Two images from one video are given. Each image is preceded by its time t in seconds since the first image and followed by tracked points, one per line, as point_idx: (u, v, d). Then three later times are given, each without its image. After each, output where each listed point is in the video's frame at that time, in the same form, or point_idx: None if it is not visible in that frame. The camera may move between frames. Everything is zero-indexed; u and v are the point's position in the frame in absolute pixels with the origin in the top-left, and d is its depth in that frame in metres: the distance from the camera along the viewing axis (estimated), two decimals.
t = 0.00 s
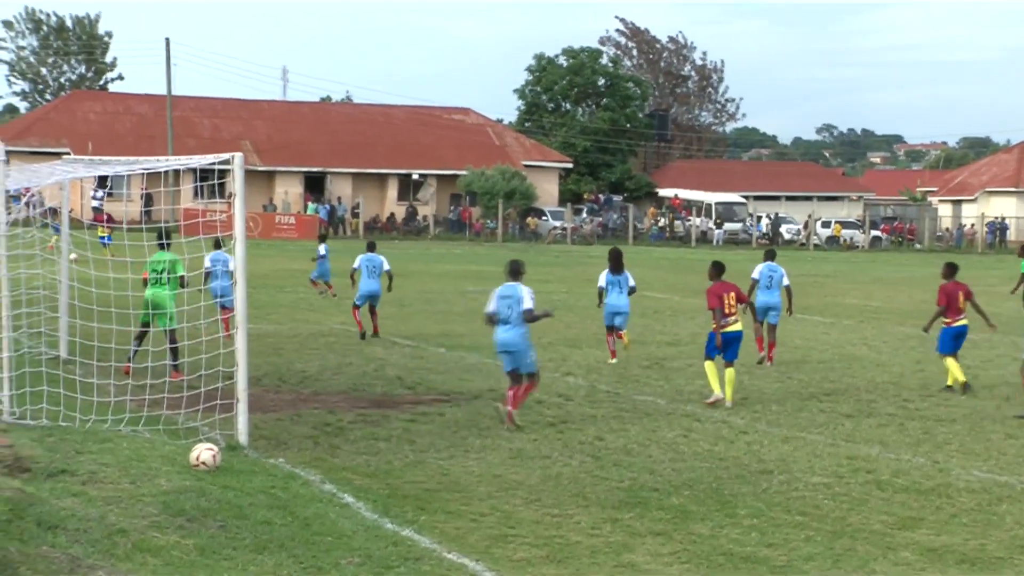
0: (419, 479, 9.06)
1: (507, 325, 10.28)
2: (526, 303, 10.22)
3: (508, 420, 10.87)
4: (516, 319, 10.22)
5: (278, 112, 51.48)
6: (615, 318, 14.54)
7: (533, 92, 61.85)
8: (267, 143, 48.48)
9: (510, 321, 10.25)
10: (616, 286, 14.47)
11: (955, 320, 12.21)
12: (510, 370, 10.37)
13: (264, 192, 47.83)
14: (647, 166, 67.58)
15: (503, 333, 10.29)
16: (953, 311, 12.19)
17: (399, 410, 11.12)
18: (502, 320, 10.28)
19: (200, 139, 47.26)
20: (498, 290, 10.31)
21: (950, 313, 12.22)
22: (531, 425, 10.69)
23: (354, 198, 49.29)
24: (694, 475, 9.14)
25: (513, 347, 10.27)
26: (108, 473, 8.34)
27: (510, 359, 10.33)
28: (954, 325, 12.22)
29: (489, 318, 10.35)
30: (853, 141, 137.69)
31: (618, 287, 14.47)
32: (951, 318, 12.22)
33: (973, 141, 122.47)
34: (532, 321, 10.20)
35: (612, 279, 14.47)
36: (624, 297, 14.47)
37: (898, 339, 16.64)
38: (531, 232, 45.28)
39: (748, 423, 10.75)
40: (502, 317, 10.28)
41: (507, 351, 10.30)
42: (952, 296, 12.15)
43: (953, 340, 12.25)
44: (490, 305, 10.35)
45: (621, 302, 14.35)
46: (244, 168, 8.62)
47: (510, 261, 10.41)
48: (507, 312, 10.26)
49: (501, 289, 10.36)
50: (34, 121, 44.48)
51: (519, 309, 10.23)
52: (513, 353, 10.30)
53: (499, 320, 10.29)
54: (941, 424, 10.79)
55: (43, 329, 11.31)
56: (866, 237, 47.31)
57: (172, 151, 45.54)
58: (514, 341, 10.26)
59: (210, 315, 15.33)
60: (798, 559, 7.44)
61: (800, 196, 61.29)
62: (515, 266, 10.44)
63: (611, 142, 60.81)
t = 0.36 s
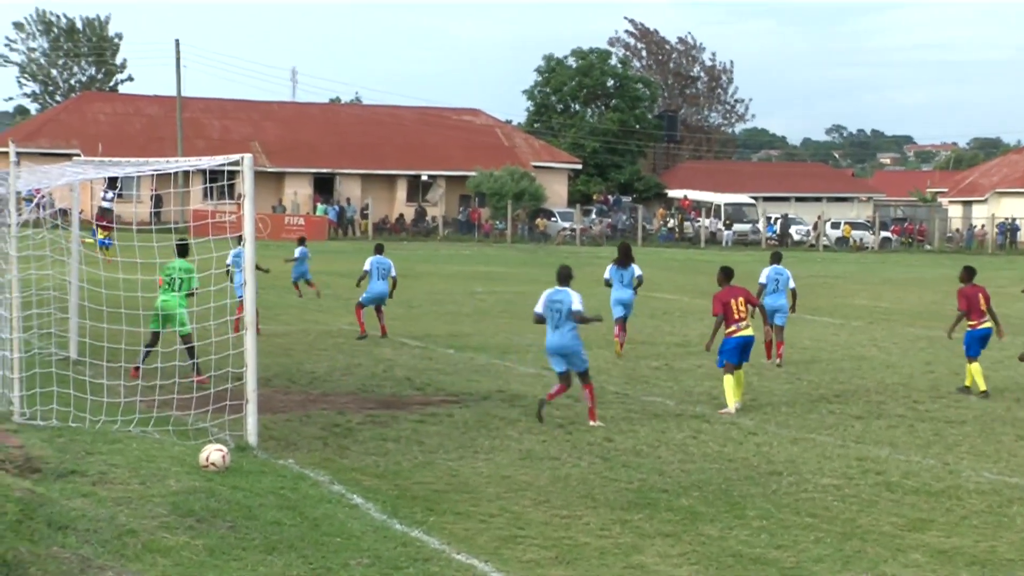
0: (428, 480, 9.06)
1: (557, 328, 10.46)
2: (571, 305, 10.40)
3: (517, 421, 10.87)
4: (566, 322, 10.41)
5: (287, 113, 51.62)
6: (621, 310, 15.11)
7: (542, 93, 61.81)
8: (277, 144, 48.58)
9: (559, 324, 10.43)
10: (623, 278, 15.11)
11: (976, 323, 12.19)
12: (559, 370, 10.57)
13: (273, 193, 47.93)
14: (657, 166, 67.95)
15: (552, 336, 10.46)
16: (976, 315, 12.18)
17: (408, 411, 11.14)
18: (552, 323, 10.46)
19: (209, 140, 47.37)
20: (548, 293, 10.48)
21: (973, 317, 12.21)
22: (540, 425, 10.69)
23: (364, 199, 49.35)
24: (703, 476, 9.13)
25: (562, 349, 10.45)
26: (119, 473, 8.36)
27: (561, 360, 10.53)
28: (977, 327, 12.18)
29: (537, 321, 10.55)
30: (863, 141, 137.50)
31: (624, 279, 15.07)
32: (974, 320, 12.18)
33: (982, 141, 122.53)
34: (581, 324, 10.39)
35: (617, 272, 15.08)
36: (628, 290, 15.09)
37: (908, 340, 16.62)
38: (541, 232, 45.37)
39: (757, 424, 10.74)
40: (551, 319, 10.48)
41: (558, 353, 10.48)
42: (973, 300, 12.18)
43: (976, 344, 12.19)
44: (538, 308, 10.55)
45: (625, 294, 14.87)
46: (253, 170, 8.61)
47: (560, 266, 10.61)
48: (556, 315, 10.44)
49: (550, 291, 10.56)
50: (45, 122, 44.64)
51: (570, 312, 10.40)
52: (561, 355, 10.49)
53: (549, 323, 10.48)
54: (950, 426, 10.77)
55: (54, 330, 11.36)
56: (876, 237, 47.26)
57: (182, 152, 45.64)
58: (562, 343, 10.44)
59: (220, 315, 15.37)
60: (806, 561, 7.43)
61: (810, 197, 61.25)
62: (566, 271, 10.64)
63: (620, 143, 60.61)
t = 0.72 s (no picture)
0: (432, 481, 9.06)
1: (588, 326, 10.69)
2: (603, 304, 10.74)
3: (522, 422, 10.86)
4: (598, 320, 10.66)
5: (293, 114, 51.69)
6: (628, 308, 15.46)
7: (546, 95, 61.86)
8: (282, 144, 48.62)
9: (592, 320, 10.67)
10: (629, 278, 15.42)
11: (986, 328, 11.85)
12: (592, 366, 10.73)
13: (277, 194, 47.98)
14: (661, 166, 67.59)
15: (584, 334, 10.66)
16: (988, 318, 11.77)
17: (413, 412, 11.14)
18: (583, 322, 10.70)
19: (214, 141, 47.44)
20: (575, 292, 10.74)
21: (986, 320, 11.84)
22: (546, 427, 10.68)
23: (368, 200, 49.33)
24: (708, 478, 9.13)
25: (596, 345, 10.60)
26: (124, 474, 8.37)
27: (591, 358, 10.68)
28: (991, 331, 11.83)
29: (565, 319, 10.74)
30: (868, 142, 137.38)
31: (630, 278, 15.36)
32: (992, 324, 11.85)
33: (988, 142, 122.53)
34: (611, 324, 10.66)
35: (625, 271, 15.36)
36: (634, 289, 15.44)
37: (914, 341, 16.60)
38: (545, 233, 45.42)
39: (762, 425, 10.72)
40: (579, 316, 10.72)
41: (591, 350, 10.63)
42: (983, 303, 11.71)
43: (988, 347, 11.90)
44: (566, 307, 10.78)
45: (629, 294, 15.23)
46: (259, 170, 8.61)
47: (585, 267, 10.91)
48: (588, 312, 10.70)
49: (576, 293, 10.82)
50: (50, 123, 44.72)
51: (603, 310, 10.72)
52: (593, 352, 10.63)
53: (578, 320, 10.70)
54: (956, 427, 10.75)
55: (58, 331, 11.37)
56: (881, 239, 47.24)
57: (187, 153, 45.68)
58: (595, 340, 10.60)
59: (224, 316, 15.36)
60: (812, 562, 7.43)
61: (815, 198, 61.21)
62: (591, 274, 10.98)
63: (625, 144, 60.34)
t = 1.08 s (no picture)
0: (432, 482, 9.06)
1: (602, 325, 10.91)
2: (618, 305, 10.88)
3: (522, 423, 10.86)
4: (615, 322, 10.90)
5: (293, 115, 51.71)
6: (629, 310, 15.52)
7: (547, 95, 61.92)
8: (283, 145, 48.63)
9: (606, 321, 10.87)
10: (629, 280, 15.40)
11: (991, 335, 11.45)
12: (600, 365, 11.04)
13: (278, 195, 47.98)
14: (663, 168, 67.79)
15: (598, 334, 10.91)
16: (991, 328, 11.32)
17: (413, 413, 11.13)
18: (598, 322, 10.90)
19: (215, 142, 47.44)
20: (588, 293, 10.92)
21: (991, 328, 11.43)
22: (545, 428, 10.67)
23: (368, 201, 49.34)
24: (708, 479, 9.12)
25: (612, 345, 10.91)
26: (124, 475, 8.38)
27: (604, 357, 10.96)
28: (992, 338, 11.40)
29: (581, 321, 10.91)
30: (869, 143, 137.47)
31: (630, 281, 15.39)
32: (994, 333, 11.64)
33: (987, 142, 122.70)
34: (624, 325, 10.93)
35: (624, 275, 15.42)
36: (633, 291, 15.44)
37: (913, 342, 16.61)
38: (545, 234, 45.46)
39: (762, 427, 10.71)
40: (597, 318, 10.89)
41: (604, 350, 10.95)
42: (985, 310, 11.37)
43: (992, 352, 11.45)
44: (581, 308, 10.95)
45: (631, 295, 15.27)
46: (259, 172, 8.61)
47: (599, 268, 11.08)
48: (602, 313, 10.88)
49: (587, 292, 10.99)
50: (51, 124, 44.72)
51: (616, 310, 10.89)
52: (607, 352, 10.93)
53: (593, 321, 10.88)
54: (956, 428, 10.75)
55: (58, 332, 11.34)
56: (882, 240, 47.34)
57: (188, 154, 45.67)
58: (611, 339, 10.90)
59: (225, 317, 15.34)
60: (812, 563, 7.43)
61: (815, 199, 61.32)
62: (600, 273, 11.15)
63: (626, 145, 60.25)
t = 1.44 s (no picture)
0: (433, 484, 9.06)
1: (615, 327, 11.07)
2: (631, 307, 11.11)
3: (522, 425, 10.85)
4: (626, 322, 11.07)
5: (294, 117, 51.75)
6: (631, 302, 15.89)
7: (547, 98, 61.91)
8: (284, 148, 48.64)
9: (623, 325, 11.07)
10: (630, 275, 15.42)
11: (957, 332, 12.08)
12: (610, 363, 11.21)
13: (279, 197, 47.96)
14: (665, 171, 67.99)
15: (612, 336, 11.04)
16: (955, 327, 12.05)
17: (415, 415, 11.13)
18: (614, 324, 11.04)
19: (217, 144, 47.47)
20: (607, 296, 10.94)
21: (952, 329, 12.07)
22: (547, 430, 10.68)
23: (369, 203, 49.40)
24: (709, 481, 9.12)
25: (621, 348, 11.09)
26: (125, 477, 8.38)
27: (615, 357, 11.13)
28: (959, 338, 12.08)
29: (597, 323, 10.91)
30: (871, 145, 137.43)
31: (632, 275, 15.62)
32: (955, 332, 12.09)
33: (988, 145, 122.62)
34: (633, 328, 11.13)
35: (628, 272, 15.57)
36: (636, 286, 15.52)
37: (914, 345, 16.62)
38: (546, 237, 45.51)
39: (763, 429, 10.71)
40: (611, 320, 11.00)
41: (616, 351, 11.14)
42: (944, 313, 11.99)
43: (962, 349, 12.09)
44: (598, 311, 10.90)
45: (635, 291, 15.30)
46: (260, 173, 8.61)
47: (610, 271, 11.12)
48: (618, 316, 11.03)
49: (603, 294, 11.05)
50: (52, 127, 44.74)
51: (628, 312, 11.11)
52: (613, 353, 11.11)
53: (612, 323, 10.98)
54: (957, 430, 10.76)
55: (59, 334, 11.33)
56: (883, 242, 47.34)
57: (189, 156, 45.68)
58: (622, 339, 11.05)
59: (226, 319, 15.33)
60: (814, 565, 7.43)
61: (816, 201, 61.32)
62: (611, 275, 11.23)
63: (626, 147, 60.19)
